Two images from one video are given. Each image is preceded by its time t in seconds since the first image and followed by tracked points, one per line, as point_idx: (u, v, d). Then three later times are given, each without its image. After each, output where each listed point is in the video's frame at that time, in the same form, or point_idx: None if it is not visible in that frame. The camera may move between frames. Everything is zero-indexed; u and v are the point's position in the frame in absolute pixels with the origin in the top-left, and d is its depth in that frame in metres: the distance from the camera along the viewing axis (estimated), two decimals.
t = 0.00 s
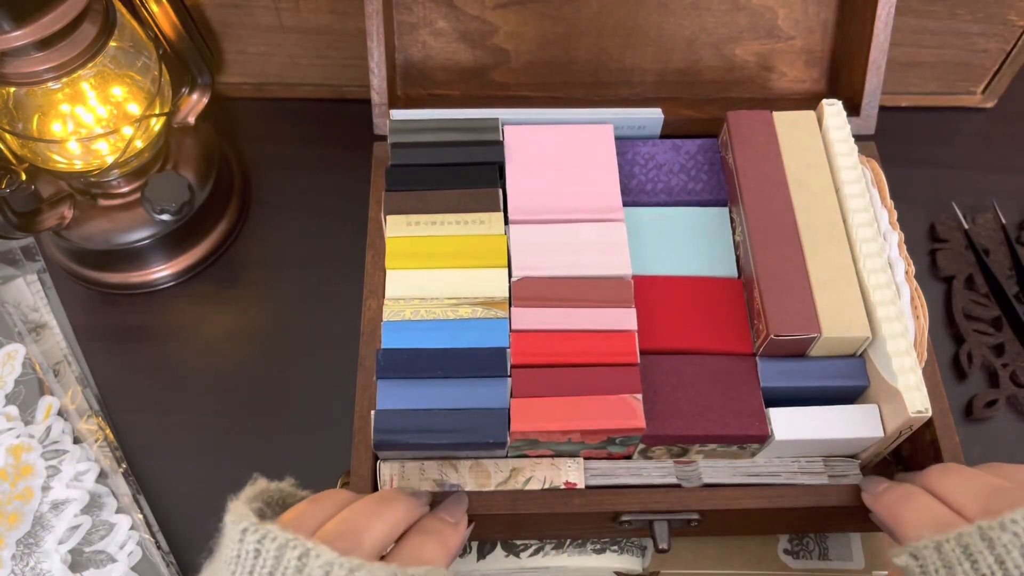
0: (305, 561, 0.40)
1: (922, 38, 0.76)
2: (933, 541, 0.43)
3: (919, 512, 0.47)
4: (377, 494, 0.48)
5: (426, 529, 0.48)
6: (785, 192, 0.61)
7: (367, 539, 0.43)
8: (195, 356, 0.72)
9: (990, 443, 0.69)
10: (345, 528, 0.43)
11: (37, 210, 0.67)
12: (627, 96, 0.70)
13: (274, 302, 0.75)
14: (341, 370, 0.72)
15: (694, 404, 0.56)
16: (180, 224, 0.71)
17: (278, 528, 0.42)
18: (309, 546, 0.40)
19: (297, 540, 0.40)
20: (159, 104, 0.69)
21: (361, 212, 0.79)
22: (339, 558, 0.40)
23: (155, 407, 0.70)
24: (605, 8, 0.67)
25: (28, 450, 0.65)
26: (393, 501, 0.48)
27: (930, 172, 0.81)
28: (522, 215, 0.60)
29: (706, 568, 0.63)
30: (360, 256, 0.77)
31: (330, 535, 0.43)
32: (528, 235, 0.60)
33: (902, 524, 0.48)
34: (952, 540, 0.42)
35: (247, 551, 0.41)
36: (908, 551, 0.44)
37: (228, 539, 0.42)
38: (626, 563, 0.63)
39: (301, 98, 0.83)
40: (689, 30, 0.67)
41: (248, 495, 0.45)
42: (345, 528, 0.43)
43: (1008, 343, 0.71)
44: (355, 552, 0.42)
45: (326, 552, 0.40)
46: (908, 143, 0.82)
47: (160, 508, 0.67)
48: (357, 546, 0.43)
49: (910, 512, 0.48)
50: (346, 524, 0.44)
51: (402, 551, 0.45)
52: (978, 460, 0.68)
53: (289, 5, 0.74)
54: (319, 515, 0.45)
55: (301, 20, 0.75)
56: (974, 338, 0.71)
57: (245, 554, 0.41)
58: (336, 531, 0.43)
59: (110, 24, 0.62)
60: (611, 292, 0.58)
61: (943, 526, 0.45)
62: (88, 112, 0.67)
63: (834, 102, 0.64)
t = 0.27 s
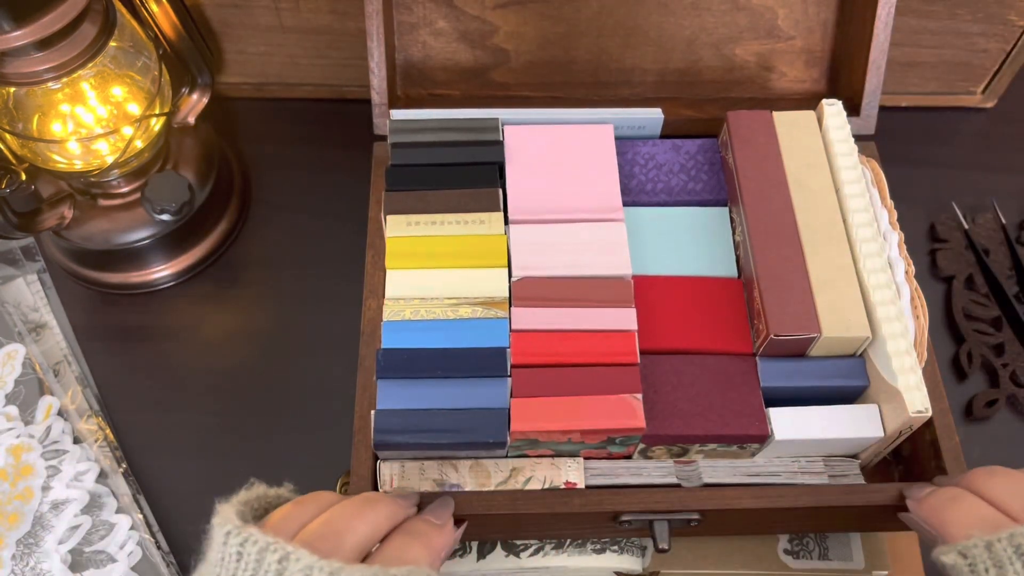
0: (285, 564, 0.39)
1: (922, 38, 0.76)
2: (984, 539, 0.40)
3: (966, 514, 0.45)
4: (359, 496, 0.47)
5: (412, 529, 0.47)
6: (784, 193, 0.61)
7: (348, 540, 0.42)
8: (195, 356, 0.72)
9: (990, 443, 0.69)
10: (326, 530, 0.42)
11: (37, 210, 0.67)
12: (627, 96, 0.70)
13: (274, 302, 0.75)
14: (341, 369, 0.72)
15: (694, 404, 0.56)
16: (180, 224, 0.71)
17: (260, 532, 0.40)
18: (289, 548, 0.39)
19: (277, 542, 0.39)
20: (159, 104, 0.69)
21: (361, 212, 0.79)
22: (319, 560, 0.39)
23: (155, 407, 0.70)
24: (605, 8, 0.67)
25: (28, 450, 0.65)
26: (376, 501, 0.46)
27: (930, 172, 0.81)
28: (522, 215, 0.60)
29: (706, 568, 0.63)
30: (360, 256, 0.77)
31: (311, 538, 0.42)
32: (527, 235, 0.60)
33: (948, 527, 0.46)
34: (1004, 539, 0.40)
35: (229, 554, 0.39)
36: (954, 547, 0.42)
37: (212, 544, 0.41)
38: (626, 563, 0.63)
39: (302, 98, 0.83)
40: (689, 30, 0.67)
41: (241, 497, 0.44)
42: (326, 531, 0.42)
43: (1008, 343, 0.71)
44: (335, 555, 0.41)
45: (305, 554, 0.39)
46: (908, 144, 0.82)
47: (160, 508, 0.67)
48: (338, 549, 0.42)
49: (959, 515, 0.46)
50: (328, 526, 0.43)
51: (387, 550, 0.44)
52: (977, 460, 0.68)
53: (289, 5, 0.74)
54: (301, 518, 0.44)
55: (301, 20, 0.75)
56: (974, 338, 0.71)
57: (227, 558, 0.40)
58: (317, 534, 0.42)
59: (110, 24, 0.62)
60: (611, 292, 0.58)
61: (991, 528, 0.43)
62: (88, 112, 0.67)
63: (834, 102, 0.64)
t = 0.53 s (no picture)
0: (275, 566, 0.38)
1: (922, 38, 0.76)
2: (1001, 531, 0.40)
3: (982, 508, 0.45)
4: (350, 495, 0.47)
5: (405, 527, 0.46)
6: (784, 192, 0.61)
7: (339, 539, 0.42)
8: (194, 356, 0.72)
9: (990, 443, 0.69)
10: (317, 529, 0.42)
11: (37, 210, 0.67)
12: (627, 96, 0.70)
13: (274, 302, 0.75)
14: (340, 369, 0.72)
15: (693, 404, 0.56)
16: (180, 224, 0.71)
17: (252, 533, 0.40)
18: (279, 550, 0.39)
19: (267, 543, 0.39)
20: (159, 104, 0.69)
21: (360, 212, 0.79)
22: (308, 562, 0.38)
23: (156, 407, 0.70)
24: (605, 8, 0.67)
25: (28, 450, 0.65)
26: (369, 501, 0.46)
27: (930, 172, 0.81)
28: (522, 215, 0.60)
29: (706, 568, 0.63)
30: (360, 255, 0.77)
31: (302, 537, 0.41)
32: (527, 235, 0.60)
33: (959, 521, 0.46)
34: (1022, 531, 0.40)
35: (222, 556, 0.39)
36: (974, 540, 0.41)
37: (207, 545, 0.41)
38: (626, 563, 0.63)
39: (301, 98, 0.83)
40: (689, 30, 0.67)
41: (236, 498, 0.44)
42: (317, 530, 0.42)
43: (1008, 343, 0.71)
44: (325, 556, 0.41)
45: (294, 556, 0.38)
46: (907, 143, 0.82)
47: (160, 508, 0.67)
48: (328, 548, 0.41)
49: (973, 509, 0.45)
50: (320, 525, 0.42)
51: (378, 547, 0.43)
52: (977, 460, 0.68)
53: (289, 5, 0.74)
54: (294, 517, 0.43)
55: (300, 20, 0.75)
56: (974, 337, 0.71)
57: (221, 559, 0.39)
58: (307, 533, 0.41)
59: (110, 24, 0.62)
60: (610, 292, 0.58)
61: (1009, 520, 0.43)
62: (88, 112, 0.67)
63: (834, 102, 0.64)
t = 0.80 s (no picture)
0: (266, 567, 0.38)
1: (922, 38, 0.76)
2: None
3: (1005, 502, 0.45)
4: (343, 494, 0.47)
5: (399, 526, 0.46)
6: (784, 192, 0.61)
7: (331, 539, 0.42)
8: (194, 356, 0.72)
9: (990, 443, 0.69)
10: (309, 530, 0.42)
11: (37, 210, 0.67)
12: (627, 96, 0.70)
13: (274, 302, 0.75)
14: (340, 369, 0.72)
15: (693, 404, 0.56)
16: (180, 224, 0.71)
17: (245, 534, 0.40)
18: (270, 551, 0.39)
19: (259, 544, 0.39)
20: (159, 104, 0.69)
21: (360, 212, 0.79)
22: (299, 563, 0.38)
23: (156, 407, 0.70)
24: (605, 8, 0.67)
25: (28, 450, 0.65)
26: (363, 501, 0.46)
27: (930, 172, 0.81)
28: (522, 214, 0.60)
29: (706, 568, 0.63)
30: (360, 256, 0.77)
31: (295, 539, 0.41)
32: (527, 235, 0.60)
33: (977, 514, 0.46)
34: None
35: (216, 557, 0.39)
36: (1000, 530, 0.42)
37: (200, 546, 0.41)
38: (626, 563, 0.63)
39: (301, 98, 0.83)
40: (689, 30, 0.68)
41: (230, 500, 0.44)
42: (309, 531, 0.42)
43: (1008, 343, 0.71)
44: (317, 557, 0.41)
45: (285, 557, 0.38)
46: (907, 143, 0.82)
47: (160, 508, 0.67)
48: (321, 548, 0.41)
49: (996, 502, 0.46)
50: (312, 525, 0.42)
51: (371, 547, 0.43)
52: (977, 460, 0.68)
53: (289, 5, 0.74)
54: (287, 517, 0.43)
55: (300, 20, 0.75)
56: (974, 338, 0.71)
57: (215, 560, 0.39)
58: (299, 534, 0.41)
59: (110, 24, 0.62)
60: (610, 292, 0.58)
61: None
62: (88, 112, 0.67)
63: (834, 101, 0.64)
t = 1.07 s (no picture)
0: (265, 566, 0.38)
1: (922, 38, 0.76)
2: None
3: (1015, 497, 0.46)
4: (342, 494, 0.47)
5: (399, 525, 0.46)
6: (785, 193, 0.61)
7: (330, 539, 0.42)
8: (194, 356, 0.72)
9: (990, 443, 0.69)
10: (308, 529, 0.42)
11: (37, 210, 0.68)
12: (627, 96, 0.70)
13: (274, 302, 0.75)
14: (340, 369, 0.72)
15: (694, 404, 0.56)
16: (180, 224, 0.71)
17: (245, 533, 0.40)
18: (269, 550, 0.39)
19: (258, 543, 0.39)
20: (159, 104, 0.69)
21: (360, 212, 0.79)
22: (297, 562, 0.38)
23: (156, 406, 0.70)
24: (605, 8, 0.67)
25: (28, 450, 0.65)
26: (362, 501, 0.46)
27: (930, 172, 0.81)
28: (522, 215, 0.61)
29: (706, 568, 0.63)
30: (360, 255, 0.77)
31: (294, 539, 0.41)
32: (527, 235, 0.60)
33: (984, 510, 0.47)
34: None
35: (216, 556, 0.39)
36: (1012, 524, 0.42)
37: (200, 546, 0.40)
38: (626, 563, 0.63)
39: (301, 98, 0.83)
40: (689, 30, 0.67)
41: (230, 501, 0.44)
42: (308, 531, 0.42)
43: (1008, 343, 0.71)
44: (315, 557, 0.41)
45: (283, 556, 0.38)
46: (907, 143, 0.82)
47: (161, 508, 0.67)
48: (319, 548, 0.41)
49: (1006, 495, 0.46)
50: (311, 525, 0.42)
51: (370, 547, 0.43)
52: (977, 460, 0.68)
53: (289, 5, 0.74)
54: (286, 517, 0.43)
55: (300, 20, 0.75)
56: (974, 338, 0.71)
57: (214, 560, 0.39)
58: (297, 534, 0.41)
59: (111, 24, 0.62)
60: (610, 292, 0.58)
61: None
62: (88, 112, 0.66)
63: (834, 102, 0.64)
